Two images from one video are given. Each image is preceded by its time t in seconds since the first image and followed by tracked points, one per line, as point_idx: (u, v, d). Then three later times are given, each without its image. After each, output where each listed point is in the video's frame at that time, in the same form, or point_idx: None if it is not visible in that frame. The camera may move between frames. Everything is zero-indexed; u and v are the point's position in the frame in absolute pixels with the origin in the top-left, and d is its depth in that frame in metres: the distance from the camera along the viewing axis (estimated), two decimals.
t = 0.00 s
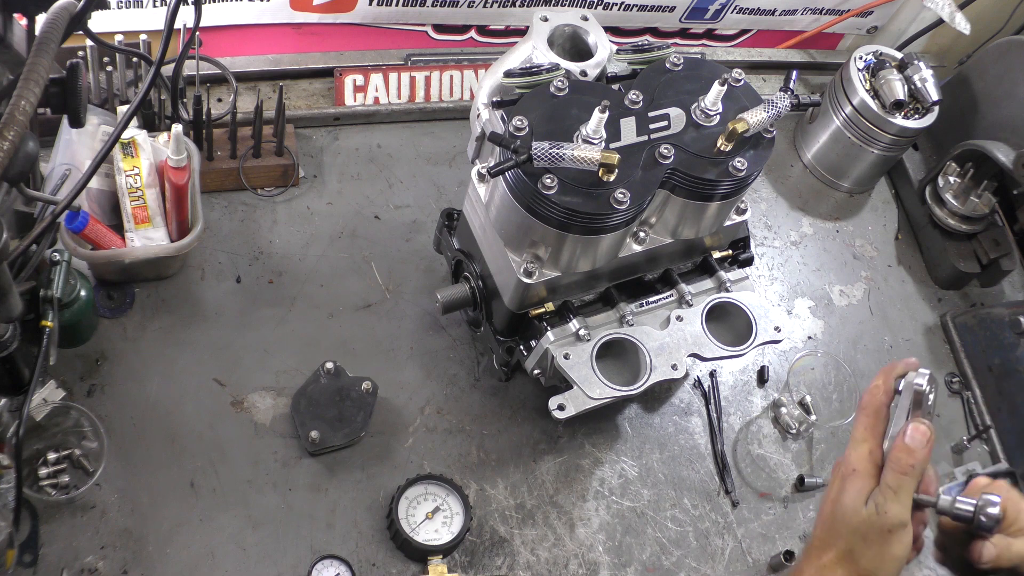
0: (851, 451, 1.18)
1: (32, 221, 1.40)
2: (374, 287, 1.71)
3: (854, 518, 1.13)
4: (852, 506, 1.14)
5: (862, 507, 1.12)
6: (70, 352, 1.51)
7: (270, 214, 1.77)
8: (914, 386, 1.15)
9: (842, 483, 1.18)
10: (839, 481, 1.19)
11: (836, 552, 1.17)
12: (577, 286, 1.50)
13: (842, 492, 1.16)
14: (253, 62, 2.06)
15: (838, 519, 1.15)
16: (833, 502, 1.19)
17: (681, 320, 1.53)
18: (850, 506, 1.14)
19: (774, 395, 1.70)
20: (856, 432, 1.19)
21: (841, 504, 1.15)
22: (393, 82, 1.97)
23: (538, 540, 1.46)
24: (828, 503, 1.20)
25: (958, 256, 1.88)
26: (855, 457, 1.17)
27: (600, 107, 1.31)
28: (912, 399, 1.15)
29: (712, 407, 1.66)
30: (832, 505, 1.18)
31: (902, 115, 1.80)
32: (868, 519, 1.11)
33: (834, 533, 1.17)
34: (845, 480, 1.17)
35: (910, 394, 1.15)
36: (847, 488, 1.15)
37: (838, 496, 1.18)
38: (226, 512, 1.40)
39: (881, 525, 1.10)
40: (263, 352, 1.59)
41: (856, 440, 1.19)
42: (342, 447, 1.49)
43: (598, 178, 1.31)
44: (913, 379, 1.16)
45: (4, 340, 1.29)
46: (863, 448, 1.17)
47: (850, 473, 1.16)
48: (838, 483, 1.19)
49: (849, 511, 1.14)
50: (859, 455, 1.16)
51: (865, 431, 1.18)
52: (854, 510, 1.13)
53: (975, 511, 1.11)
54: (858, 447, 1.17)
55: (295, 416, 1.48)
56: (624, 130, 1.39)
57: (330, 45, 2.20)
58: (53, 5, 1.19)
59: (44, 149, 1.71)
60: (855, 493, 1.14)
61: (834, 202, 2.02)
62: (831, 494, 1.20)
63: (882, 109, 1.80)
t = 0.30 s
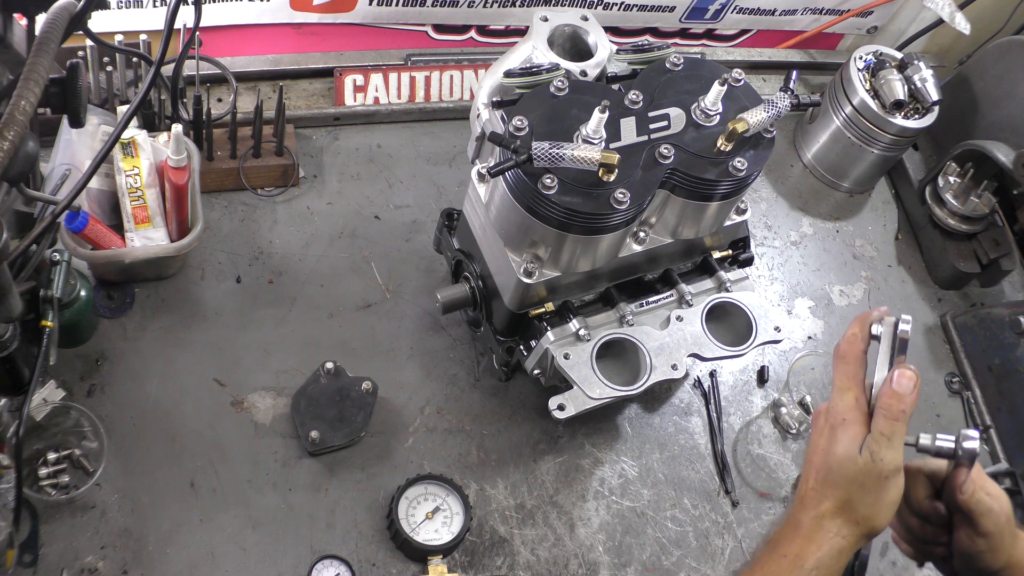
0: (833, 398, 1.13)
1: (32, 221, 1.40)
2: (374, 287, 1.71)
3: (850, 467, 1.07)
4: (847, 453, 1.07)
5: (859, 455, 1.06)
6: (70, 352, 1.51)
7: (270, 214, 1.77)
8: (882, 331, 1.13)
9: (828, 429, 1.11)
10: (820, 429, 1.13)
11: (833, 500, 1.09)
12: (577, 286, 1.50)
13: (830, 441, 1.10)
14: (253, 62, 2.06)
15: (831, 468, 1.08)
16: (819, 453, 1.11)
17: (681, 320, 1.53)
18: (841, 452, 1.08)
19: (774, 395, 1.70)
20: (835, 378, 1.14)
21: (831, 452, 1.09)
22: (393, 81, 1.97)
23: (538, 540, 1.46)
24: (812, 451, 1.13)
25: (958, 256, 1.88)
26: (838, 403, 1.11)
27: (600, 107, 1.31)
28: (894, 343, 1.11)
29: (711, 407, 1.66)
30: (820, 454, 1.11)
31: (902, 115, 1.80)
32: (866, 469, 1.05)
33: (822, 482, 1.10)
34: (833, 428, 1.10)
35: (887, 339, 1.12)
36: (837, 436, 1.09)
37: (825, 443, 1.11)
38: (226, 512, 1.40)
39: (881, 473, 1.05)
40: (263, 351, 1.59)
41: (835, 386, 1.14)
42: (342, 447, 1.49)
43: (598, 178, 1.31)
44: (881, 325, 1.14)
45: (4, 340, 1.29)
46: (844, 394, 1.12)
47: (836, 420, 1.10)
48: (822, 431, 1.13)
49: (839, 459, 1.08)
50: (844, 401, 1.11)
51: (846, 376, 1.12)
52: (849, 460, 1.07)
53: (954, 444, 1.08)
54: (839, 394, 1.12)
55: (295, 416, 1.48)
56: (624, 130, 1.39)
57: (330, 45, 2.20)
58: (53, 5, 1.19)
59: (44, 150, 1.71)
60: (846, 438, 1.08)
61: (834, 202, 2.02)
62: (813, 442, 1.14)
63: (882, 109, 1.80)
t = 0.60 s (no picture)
0: (859, 389, 0.99)
1: (32, 221, 1.40)
2: (374, 287, 1.71)
3: (892, 464, 0.95)
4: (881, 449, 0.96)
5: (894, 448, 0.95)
6: (70, 352, 1.52)
7: (270, 214, 1.77)
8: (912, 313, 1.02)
9: (862, 426, 0.98)
10: (844, 422, 1.00)
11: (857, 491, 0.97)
12: (577, 286, 1.50)
13: (864, 438, 0.97)
14: (253, 62, 2.06)
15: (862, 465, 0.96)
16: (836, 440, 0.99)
17: (681, 320, 1.53)
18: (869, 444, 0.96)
19: (774, 395, 1.70)
20: (861, 367, 0.99)
21: (869, 450, 0.96)
22: (393, 81, 1.97)
23: (538, 540, 1.46)
24: (834, 447, 1.00)
25: (958, 256, 1.88)
26: (864, 394, 0.99)
27: (600, 107, 1.31)
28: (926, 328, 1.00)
29: (712, 407, 1.66)
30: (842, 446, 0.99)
31: (903, 115, 1.80)
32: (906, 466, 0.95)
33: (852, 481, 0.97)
34: (866, 424, 0.97)
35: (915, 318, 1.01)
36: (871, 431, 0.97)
37: (860, 441, 0.97)
38: (226, 512, 1.40)
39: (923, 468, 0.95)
40: (263, 351, 1.59)
41: (860, 375, 1.00)
42: (342, 447, 1.49)
43: (598, 178, 1.31)
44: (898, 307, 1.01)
45: (4, 341, 1.29)
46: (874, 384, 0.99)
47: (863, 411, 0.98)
48: (854, 427, 0.98)
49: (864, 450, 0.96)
50: (873, 392, 0.98)
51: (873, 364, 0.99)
52: (888, 457, 0.95)
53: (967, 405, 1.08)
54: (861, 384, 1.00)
55: (295, 416, 1.48)
56: (624, 130, 1.39)
57: (330, 45, 2.20)
58: (53, 5, 1.19)
59: (44, 149, 1.71)
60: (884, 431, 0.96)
61: (834, 202, 2.02)
62: (835, 435, 1.00)
63: (882, 109, 1.80)
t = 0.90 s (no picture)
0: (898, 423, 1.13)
1: (32, 221, 1.40)
2: (374, 287, 1.71)
3: (944, 491, 1.10)
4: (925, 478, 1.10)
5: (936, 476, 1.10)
6: (70, 352, 1.51)
7: (270, 214, 1.77)
8: (960, 321, 1.05)
9: (897, 461, 1.12)
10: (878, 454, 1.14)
11: (886, 518, 1.12)
12: (577, 286, 1.50)
13: (913, 471, 1.11)
14: (254, 62, 2.06)
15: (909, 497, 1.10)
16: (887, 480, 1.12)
17: (681, 320, 1.53)
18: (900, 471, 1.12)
19: (774, 395, 1.70)
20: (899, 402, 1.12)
21: (928, 479, 1.10)
22: (393, 81, 1.97)
23: (537, 540, 1.46)
24: (864, 478, 1.15)
25: (958, 256, 1.88)
26: (907, 426, 1.12)
27: (600, 107, 1.31)
28: (981, 338, 1.03)
29: (712, 407, 1.66)
30: (891, 485, 1.12)
31: (903, 115, 1.80)
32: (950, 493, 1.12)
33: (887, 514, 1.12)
34: (909, 457, 1.11)
35: (965, 324, 1.05)
36: (918, 466, 1.10)
37: (912, 475, 1.11)
38: (226, 512, 1.40)
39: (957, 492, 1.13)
40: (263, 351, 1.59)
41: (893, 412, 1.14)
42: (342, 447, 1.49)
43: (598, 178, 1.31)
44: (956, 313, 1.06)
45: (4, 341, 1.29)
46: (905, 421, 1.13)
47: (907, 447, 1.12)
48: (899, 460, 1.12)
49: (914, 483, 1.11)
50: (913, 428, 1.12)
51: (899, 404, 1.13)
52: (943, 484, 1.10)
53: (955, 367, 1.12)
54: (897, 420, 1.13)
55: (295, 416, 1.48)
56: (623, 130, 1.39)
57: (331, 45, 2.20)
58: (53, 5, 1.19)
59: (44, 150, 1.71)
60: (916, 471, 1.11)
61: (834, 202, 2.02)
62: (885, 469, 1.13)
63: (882, 109, 1.80)
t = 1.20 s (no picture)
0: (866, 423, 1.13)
1: (32, 221, 1.40)
2: (374, 287, 1.72)
3: (918, 488, 1.10)
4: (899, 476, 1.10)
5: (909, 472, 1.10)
6: (70, 352, 1.51)
7: (270, 214, 1.77)
8: (936, 306, 1.14)
9: (867, 460, 1.12)
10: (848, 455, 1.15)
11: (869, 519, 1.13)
12: (577, 286, 1.50)
13: (884, 470, 1.11)
14: (254, 62, 2.06)
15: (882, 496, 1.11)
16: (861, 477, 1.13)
17: (681, 320, 1.53)
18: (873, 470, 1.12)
19: (774, 395, 1.70)
20: (872, 400, 1.13)
21: (898, 479, 1.10)
22: (393, 81, 1.97)
23: (538, 540, 1.46)
24: (839, 479, 1.16)
25: (958, 256, 1.88)
26: (875, 425, 1.12)
27: (600, 107, 1.31)
28: (957, 320, 1.11)
29: (711, 407, 1.66)
30: (865, 484, 1.12)
31: (902, 115, 1.80)
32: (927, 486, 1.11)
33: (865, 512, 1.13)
34: (880, 456, 1.11)
35: (941, 309, 1.14)
36: (889, 465, 1.10)
37: (883, 474, 1.11)
38: (226, 512, 1.40)
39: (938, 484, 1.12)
40: (263, 351, 1.59)
41: (863, 411, 1.14)
42: (342, 447, 1.49)
43: (598, 178, 1.31)
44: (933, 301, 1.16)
45: (4, 341, 1.29)
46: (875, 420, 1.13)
47: (876, 445, 1.11)
48: (868, 461, 1.12)
49: (889, 481, 1.11)
50: (880, 426, 1.11)
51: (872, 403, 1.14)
52: (917, 480, 1.10)
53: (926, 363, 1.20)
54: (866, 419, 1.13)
55: (295, 416, 1.48)
56: (624, 130, 1.39)
57: (331, 45, 2.20)
58: (53, 5, 1.19)
59: (44, 149, 1.71)
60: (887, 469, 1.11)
61: (834, 202, 2.02)
62: (857, 469, 1.13)
63: (882, 109, 1.80)
